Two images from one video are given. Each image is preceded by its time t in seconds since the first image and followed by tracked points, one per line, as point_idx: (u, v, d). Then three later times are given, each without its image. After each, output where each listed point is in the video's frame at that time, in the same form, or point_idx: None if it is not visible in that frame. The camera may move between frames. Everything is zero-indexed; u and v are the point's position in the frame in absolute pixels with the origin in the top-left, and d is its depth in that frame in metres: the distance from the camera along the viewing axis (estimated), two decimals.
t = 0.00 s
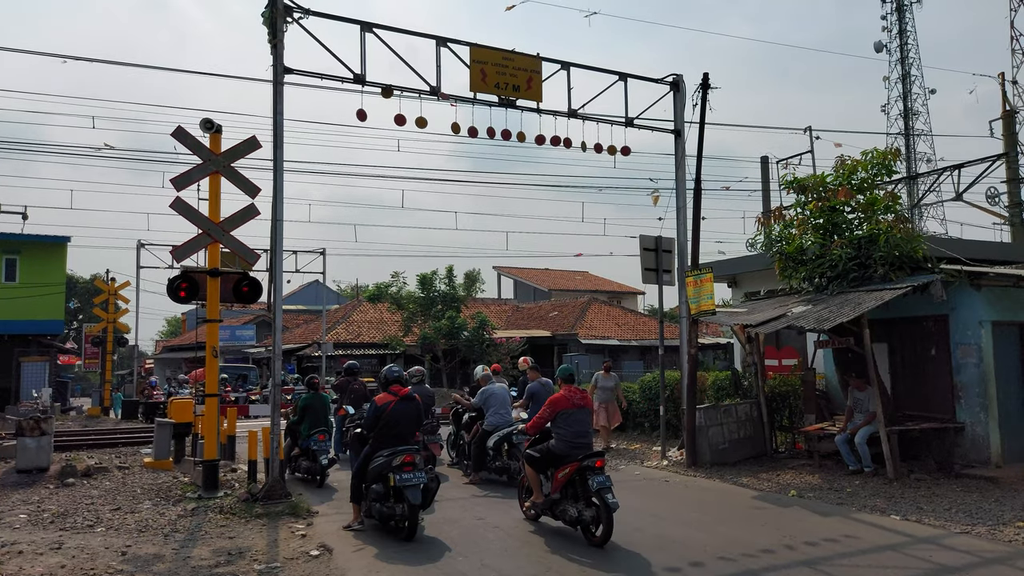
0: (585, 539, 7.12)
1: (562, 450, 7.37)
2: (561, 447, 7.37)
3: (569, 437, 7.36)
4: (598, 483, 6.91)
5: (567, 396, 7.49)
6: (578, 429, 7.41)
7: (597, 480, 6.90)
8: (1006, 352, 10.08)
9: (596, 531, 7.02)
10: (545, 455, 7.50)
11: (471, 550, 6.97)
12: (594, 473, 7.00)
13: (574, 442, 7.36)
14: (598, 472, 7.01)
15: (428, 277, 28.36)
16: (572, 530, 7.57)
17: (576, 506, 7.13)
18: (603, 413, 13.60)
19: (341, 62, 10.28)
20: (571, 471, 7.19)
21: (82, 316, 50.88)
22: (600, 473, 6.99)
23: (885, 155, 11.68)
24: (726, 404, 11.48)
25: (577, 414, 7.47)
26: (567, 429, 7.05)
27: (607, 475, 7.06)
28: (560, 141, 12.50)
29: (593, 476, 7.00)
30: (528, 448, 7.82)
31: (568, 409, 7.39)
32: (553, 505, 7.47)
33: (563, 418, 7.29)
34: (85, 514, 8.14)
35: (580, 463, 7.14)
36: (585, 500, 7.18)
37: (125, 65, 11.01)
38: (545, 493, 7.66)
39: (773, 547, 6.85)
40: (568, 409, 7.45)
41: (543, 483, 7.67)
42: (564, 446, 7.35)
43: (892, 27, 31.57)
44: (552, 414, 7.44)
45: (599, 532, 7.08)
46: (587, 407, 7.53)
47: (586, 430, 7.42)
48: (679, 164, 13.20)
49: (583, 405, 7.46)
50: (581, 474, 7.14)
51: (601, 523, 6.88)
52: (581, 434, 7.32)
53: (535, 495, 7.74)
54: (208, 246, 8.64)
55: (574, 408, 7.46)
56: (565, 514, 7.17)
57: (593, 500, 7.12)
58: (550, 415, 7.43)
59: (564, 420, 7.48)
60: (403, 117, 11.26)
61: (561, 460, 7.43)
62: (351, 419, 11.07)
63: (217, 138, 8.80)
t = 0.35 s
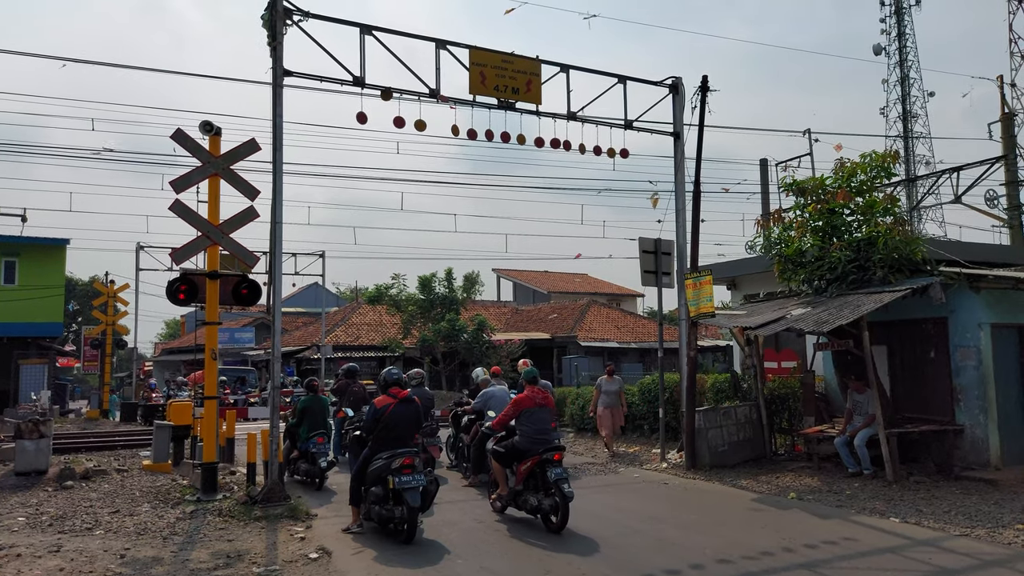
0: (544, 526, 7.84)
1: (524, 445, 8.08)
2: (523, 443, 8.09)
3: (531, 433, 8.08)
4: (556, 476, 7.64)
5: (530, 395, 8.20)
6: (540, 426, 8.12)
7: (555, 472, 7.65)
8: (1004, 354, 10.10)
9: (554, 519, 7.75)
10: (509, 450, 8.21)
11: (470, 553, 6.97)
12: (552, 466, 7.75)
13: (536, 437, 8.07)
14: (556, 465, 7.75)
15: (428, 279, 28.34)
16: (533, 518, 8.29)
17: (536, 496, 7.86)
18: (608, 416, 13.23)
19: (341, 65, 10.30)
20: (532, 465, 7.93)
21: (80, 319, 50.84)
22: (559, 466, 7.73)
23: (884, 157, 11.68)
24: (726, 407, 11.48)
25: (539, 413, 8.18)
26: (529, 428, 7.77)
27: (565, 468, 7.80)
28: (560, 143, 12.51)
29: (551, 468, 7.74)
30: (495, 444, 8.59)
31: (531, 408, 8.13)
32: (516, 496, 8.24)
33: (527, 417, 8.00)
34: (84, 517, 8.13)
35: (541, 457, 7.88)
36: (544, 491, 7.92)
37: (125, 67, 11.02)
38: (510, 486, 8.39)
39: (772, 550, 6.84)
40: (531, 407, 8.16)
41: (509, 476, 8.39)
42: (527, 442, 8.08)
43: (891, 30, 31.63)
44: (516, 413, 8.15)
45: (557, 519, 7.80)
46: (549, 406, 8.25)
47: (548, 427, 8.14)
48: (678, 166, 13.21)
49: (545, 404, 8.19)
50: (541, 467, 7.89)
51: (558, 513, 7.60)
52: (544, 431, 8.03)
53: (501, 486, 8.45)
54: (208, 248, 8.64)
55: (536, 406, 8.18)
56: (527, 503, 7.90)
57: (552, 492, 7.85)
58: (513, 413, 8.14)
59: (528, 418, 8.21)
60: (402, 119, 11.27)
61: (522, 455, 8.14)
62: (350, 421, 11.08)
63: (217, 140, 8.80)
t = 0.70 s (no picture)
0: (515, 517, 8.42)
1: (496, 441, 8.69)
2: (496, 439, 8.70)
3: (503, 430, 8.69)
4: (525, 469, 8.24)
5: (504, 395, 8.83)
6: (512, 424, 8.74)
7: (524, 466, 8.24)
8: (1001, 354, 10.14)
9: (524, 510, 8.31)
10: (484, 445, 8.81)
11: (469, 554, 6.96)
12: (521, 460, 8.35)
13: (508, 434, 8.69)
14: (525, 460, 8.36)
15: (426, 281, 28.32)
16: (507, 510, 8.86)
17: (507, 489, 8.46)
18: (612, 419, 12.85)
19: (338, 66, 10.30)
20: (504, 459, 8.53)
21: (78, 321, 50.75)
22: (528, 460, 8.33)
23: (882, 157, 11.69)
24: (724, 407, 11.51)
25: (513, 411, 8.80)
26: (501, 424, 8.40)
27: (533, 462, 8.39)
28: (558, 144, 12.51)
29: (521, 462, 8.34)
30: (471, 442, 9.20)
31: (505, 407, 8.75)
32: (490, 489, 8.82)
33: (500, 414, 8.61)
34: (82, 519, 8.12)
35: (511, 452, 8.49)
36: (515, 484, 8.51)
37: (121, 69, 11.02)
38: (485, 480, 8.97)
39: (771, 550, 6.84)
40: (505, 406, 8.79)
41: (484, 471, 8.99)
42: (499, 439, 8.74)
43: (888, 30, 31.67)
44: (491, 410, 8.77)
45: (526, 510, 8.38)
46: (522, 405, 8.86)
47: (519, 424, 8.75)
48: (676, 167, 13.22)
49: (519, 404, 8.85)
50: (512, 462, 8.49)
51: (527, 503, 8.18)
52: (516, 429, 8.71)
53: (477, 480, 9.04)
54: (205, 250, 8.63)
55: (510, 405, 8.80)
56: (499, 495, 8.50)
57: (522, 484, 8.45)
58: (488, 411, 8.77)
59: (501, 416, 8.91)
60: (400, 120, 11.27)
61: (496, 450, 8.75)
62: (348, 423, 11.06)
63: (214, 142, 8.79)
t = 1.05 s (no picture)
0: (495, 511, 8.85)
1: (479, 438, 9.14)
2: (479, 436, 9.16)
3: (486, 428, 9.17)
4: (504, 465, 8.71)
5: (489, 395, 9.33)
6: (495, 423, 9.21)
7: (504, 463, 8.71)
8: (1000, 354, 10.20)
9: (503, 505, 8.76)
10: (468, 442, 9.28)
11: (468, 555, 6.95)
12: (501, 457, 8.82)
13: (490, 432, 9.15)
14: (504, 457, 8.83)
15: (425, 281, 28.30)
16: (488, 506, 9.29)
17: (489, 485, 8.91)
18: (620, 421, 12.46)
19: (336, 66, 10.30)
20: (486, 456, 8.99)
21: (76, 322, 50.67)
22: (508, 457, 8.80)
23: (880, 157, 11.69)
24: (723, 407, 11.52)
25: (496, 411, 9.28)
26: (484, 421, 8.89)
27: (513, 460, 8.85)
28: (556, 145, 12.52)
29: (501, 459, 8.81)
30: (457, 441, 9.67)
31: (489, 406, 9.25)
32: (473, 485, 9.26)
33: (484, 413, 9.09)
34: (80, 521, 8.10)
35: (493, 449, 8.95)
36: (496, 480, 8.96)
37: (119, 70, 11.02)
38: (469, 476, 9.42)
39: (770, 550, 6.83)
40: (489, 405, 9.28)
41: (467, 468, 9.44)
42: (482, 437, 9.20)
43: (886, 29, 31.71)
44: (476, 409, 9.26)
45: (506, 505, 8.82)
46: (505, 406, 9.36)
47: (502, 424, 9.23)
48: (674, 166, 13.22)
49: (502, 402, 9.40)
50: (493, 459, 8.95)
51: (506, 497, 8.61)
52: (498, 426, 9.18)
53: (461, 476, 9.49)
54: (203, 251, 8.62)
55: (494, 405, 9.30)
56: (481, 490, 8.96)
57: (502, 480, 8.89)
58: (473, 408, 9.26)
59: (486, 415, 9.38)
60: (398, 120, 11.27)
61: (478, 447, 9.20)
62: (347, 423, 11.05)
63: (212, 143, 8.78)
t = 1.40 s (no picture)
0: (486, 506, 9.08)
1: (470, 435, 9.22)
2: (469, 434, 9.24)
3: (476, 426, 9.26)
4: (494, 463, 8.92)
5: (479, 393, 9.39)
6: (485, 420, 9.31)
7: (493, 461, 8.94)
8: (1001, 353, 10.39)
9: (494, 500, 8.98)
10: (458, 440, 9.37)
11: (468, 554, 6.94)
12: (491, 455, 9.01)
13: (480, 430, 9.25)
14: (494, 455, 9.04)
15: (425, 280, 28.30)
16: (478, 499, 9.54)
17: (480, 481, 9.14)
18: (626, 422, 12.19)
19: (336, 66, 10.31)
20: (476, 454, 9.14)
21: (76, 322, 50.67)
22: (497, 454, 9.03)
23: (880, 156, 11.69)
24: (723, 407, 11.52)
25: (486, 408, 9.36)
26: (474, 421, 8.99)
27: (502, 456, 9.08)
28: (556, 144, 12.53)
29: (491, 457, 9.01)
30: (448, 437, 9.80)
31: (480, 404, 9.33)
32: (464, 481, 9.47)
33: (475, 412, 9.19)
34: (81, 520, 8.10)
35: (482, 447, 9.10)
36: (487, 476, 9.18)
37: (120, 70, 11.01)
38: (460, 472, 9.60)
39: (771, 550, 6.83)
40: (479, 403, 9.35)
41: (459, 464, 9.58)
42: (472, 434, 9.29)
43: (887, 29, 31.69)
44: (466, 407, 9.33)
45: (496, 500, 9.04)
46: (495, 403, 9.44)
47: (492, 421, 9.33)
48: (675, 166, 13.22)
49: (494, 402, 9.44)
50: (483, 456, 9.10)
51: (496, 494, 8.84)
52: (488, 424, 9.29)
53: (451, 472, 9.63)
54: (203, 251, 8.62)
55: (484, 402, 9.37)
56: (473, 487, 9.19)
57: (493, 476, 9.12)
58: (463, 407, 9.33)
59: (476, 412, 9.43)
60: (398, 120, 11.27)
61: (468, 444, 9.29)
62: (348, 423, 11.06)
63: (213, 142, 8.78)
